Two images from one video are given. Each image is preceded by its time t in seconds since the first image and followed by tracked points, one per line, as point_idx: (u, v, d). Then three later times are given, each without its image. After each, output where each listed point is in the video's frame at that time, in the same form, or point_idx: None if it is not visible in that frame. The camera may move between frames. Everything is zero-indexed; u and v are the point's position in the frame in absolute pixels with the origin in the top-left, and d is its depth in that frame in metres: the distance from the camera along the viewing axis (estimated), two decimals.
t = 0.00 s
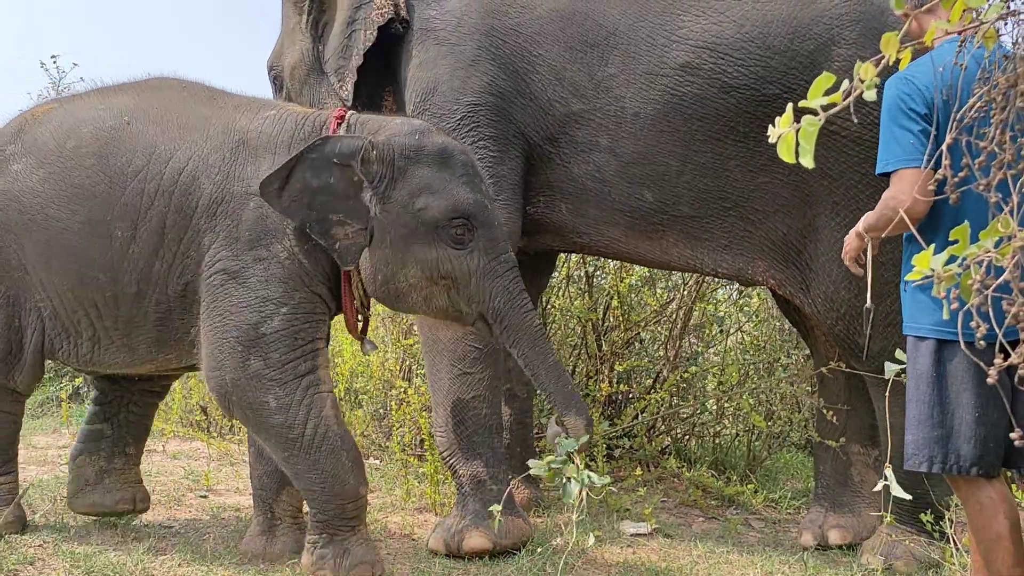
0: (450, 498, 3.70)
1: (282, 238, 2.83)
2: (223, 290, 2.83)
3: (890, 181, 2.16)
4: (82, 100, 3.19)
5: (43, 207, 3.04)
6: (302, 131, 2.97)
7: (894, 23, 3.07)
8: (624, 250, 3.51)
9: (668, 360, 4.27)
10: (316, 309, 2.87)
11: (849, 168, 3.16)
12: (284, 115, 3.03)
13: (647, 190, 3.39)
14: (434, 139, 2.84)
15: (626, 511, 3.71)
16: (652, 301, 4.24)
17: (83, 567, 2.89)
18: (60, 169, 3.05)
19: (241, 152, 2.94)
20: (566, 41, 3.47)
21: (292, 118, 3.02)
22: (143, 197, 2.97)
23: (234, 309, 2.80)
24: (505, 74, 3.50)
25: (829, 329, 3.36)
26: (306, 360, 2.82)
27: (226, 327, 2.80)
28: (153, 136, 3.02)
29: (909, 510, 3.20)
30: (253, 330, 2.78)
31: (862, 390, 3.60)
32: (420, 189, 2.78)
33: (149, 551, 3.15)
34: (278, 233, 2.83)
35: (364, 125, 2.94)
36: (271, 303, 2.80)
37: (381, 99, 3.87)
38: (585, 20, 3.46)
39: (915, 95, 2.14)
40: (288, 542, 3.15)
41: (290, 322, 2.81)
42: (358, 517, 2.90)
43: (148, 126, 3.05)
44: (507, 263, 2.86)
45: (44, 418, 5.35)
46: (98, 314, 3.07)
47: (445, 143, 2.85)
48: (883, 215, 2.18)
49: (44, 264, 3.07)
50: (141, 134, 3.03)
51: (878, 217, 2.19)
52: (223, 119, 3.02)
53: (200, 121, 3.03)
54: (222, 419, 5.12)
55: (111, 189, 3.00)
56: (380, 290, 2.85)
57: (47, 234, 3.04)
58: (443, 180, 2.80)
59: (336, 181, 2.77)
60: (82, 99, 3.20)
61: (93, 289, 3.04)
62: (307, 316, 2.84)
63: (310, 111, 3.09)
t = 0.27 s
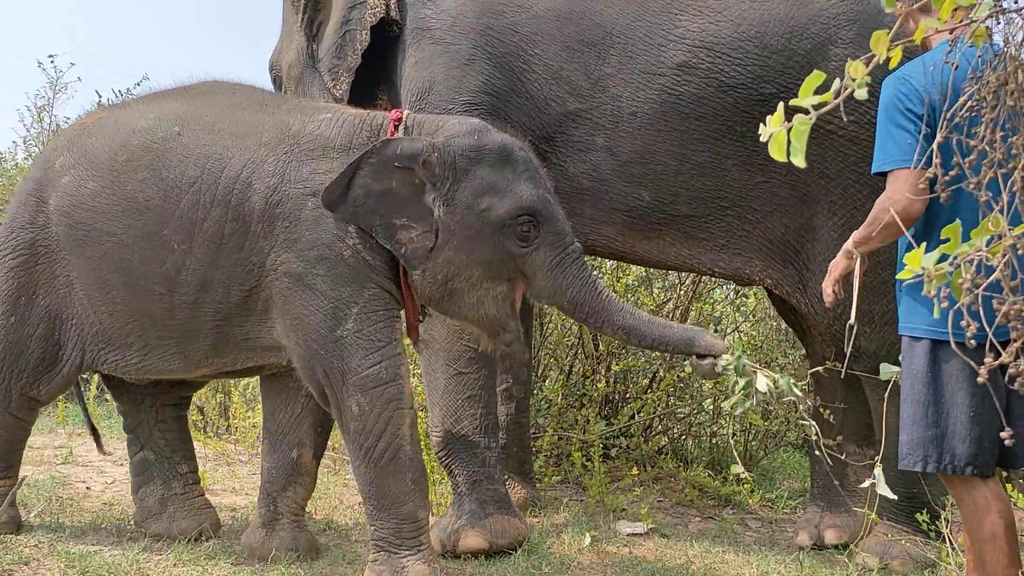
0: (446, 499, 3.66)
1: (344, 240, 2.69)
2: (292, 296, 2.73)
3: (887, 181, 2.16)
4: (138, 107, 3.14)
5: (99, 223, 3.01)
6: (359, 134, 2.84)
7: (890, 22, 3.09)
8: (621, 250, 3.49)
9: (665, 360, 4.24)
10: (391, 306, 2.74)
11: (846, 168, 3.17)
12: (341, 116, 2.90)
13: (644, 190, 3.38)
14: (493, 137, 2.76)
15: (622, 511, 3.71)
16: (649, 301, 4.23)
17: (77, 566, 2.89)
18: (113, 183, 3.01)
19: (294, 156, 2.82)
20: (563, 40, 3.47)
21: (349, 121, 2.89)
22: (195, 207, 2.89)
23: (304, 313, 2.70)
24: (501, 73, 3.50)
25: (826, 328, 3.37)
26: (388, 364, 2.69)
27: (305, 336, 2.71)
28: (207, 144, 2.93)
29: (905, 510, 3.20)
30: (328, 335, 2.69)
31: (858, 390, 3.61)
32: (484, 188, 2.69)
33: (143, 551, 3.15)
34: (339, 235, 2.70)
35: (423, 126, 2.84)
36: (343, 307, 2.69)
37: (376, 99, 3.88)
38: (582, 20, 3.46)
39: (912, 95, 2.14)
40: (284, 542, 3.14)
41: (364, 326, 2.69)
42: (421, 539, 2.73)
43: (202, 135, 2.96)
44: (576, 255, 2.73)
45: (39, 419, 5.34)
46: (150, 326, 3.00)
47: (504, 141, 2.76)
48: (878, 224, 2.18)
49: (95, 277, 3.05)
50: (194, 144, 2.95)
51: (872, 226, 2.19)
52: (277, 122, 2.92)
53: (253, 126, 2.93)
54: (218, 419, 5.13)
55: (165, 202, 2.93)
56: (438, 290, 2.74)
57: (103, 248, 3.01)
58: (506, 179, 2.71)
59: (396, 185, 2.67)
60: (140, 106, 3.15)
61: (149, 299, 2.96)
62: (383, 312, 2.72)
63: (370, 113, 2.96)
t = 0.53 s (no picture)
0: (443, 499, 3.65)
1: (380, 232, 2.68)
2: (325, 288, 2.71)
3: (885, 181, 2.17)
4: (186, 108, 3.11)
5: (146, 222, 2.94)
6: (403, 129, 2.82)
7: (885, 23, 3.10)
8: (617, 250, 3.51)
9: (661, 360, 4.25)
10: (419, 307, 2.73)
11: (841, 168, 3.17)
12: (387, 111, 2.89)
13: (639, 190, 3.38)
14: (535, 122, 2.74)
15: (619, 511, 3.71)
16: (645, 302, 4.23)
17: (73, 567, 2.89)
18: (162, 180, 2.94)
19: (339, 147, 2.81)
20: (558, 41, 3.47)
21: (393, 116, 2.87)
22: (246, 203, 2.85)
23: (334, 307, 2.69)
24: (496, 74, 3.50)
25: (822, 330, 3.35)
26: (412, 367, 2.69)
27: (332, 329, 2.70)
28: (254, 141, 2.91)
29: (901, 510, 3.20)
30: (357, 330, 2.68)
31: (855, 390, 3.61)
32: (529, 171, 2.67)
33: (140, 552, 3.15)
34: (375, 227, 2.68)
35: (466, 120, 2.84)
36: (372, 302, 2.68)
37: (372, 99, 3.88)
38: (577, 21, 3.46)
39: (910, 94, 2.15)
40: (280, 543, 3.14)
41: (393, 323, 2.68)
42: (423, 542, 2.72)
43: (250, 133, 2.94)
44: (627, 235, 2.70)
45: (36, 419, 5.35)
46: (200, 327, 2.94)
47: (547, 125, 2.74)
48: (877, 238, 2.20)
49: (143, 279, 2.97)
50: (241, 142, 2.92)
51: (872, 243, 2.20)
52: (322, 118, 2.91)
53: (301, 122, 2.92)
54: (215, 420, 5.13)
55: (213, 199, 2.88)
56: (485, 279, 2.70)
57: (150, 249, 2.94)
58: (552, 161, 2.69)
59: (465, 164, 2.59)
60: (186, 107, 3.11)
61: (198, 300, 2.90)
62: (409, 313, 2.71)
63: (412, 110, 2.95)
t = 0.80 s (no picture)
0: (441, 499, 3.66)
1: (391, 232, 2.72)
2: (337, 285, 2.77)
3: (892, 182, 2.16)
4: (198, 116, 3.15)
5: (175, 233, 2.98)
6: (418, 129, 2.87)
7: (881, 24, 3.09)
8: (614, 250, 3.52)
9: (659, 360, 4.25)
10: (429, 307, 2.76)
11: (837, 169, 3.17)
12: (401, 110, 2.94)
13: (635, 190, 3.39)
14: (546, 114, 2.74)
15: (616, 511, 3.71)
16: (642, 302, 4.24)
17: (70, 568, 2.88)
18: (185, 193, 2.98)
19: (355, 150, 2.87)
20: (554, 42, 3.47)
21: (408, 114, 2.91)
22: (272, 210, 2.92)
23: (346, 304, 2.74)
24: (492, 75, 3.51)
25: (818, 330, 3.35)
26: (419, 368, 2.71)
27: (343, 326, 2.75)
28: (272, 148, 2.98)
29: (898, 510, 3.20)
30: (366, 329, 2.71)
31: (852, 390, 3.61)
32: (536, 163, 2.67)
33: (137, 551, 3.16)
34: (386, 228, 2.72)
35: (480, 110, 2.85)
36: (382, 302, 2.71)
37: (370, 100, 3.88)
38: (573, 22, 3.46)
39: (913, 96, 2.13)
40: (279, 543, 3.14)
41: (402, 323, 2.71)
42: (421, 542, 2.74)
43: (267, 140, 3.01)
44: (637, 229, 2.66)
45: (33, 419, 5.35)
46: (235, 331, 3.02)
47: (558, 116, 2.74)
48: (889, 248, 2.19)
49: (176, 287, 3.02)
50: (260, 150, 2.99)
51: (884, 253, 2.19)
52: (336, 121, 2.97)
53: (318, 125, 2.99)
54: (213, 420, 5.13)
55: (239, 208, 2.95)
56: (499, 273, 2.71)
57: (179, 260, 2.99)
58: (559, 153, 2.67)
59: (451, 161, 2.68)
60: (198, 116, 3.15)
61: (230, 306, 2.99)
62: (419, 313, 2.73)
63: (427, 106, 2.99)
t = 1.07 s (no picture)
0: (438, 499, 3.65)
1: (408, 230, 2.73)
2: (351, 280, 2.78)
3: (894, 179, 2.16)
4: (215, 112, 3.15)
5: (193, 227, 2.98)
6: (439, 127, 2.88)
7: (878, 25, 3.10)
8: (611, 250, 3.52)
9: (656, 360, 4.23)
10: (440, 308, 2.77)
11: (835, 170, 3.18)
12: (422, 109, 2.95)
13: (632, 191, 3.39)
14: (568, 120, 2.75)
15: (614, 511, 3.71)
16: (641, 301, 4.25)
17: (66, 568, 2.88)
18: (204, 187, 2.98)
19: (375, 146, 2.87)
20: (552, 42, 3.47)
21: (430, 113, 2.93)
22: (291, 206, 2.93)
23: (360, 301, 2.75)
24: (488, 74, 3.51)
25: (814, 330, 3.36)
26: (427, 368, 2.73)
27: (354, 322, 2.76)
28: (294, 142, 2.99)
29: (895, 510, 3.21)
30: (376, 326, 2.72)
31: (849, 390, 3.61)
32: (552, 170, 2.68)
33: (133, 552, 3.15)
34: (404, 225, 2.73)
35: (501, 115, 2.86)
36: (395, 299, 2.72)
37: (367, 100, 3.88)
38: (571, 23, 3.46)
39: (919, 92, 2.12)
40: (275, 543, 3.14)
41: (413, 322, 2.72)
42: (418, 542, 2.76)
43: (290, 135, 3.01)
44: (650, 243, 2.67)
45: (29, 419, 5.34)
46: (252, 328, 3.03)
47: (580, 124, 2.74)
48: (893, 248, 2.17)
49: (195, 282, 3.01)
50: (283, 145, 2.99)
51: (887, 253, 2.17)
52: (357, 117, 2.98)
53: (339, 123, 3.00)
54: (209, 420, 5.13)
55: (258, 204, 2.95)
56: (514, 279, 2.71)
57: (197, 254, 2.98)
58: (576, 161, 2.68)
59: (464, 167, 2.72)
60: (217, 111, 3.15)
61: (248, 302, 2.99)
62: (430, 314, 2.74)
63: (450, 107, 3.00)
